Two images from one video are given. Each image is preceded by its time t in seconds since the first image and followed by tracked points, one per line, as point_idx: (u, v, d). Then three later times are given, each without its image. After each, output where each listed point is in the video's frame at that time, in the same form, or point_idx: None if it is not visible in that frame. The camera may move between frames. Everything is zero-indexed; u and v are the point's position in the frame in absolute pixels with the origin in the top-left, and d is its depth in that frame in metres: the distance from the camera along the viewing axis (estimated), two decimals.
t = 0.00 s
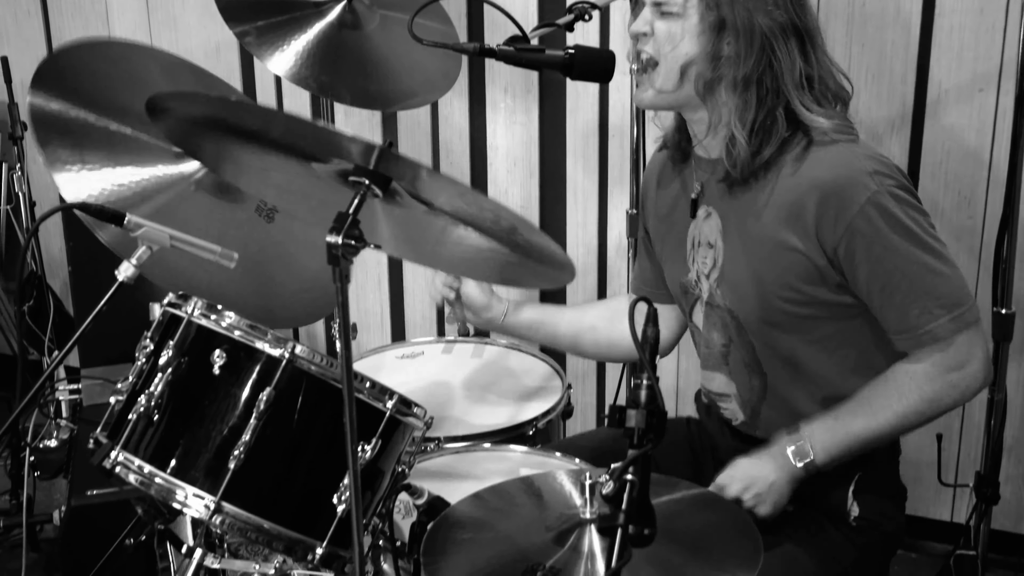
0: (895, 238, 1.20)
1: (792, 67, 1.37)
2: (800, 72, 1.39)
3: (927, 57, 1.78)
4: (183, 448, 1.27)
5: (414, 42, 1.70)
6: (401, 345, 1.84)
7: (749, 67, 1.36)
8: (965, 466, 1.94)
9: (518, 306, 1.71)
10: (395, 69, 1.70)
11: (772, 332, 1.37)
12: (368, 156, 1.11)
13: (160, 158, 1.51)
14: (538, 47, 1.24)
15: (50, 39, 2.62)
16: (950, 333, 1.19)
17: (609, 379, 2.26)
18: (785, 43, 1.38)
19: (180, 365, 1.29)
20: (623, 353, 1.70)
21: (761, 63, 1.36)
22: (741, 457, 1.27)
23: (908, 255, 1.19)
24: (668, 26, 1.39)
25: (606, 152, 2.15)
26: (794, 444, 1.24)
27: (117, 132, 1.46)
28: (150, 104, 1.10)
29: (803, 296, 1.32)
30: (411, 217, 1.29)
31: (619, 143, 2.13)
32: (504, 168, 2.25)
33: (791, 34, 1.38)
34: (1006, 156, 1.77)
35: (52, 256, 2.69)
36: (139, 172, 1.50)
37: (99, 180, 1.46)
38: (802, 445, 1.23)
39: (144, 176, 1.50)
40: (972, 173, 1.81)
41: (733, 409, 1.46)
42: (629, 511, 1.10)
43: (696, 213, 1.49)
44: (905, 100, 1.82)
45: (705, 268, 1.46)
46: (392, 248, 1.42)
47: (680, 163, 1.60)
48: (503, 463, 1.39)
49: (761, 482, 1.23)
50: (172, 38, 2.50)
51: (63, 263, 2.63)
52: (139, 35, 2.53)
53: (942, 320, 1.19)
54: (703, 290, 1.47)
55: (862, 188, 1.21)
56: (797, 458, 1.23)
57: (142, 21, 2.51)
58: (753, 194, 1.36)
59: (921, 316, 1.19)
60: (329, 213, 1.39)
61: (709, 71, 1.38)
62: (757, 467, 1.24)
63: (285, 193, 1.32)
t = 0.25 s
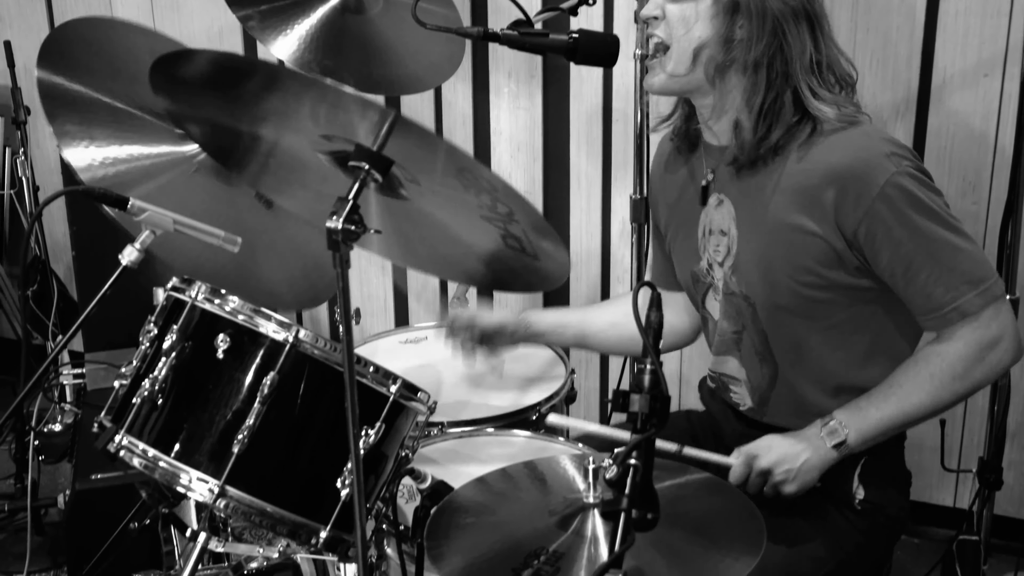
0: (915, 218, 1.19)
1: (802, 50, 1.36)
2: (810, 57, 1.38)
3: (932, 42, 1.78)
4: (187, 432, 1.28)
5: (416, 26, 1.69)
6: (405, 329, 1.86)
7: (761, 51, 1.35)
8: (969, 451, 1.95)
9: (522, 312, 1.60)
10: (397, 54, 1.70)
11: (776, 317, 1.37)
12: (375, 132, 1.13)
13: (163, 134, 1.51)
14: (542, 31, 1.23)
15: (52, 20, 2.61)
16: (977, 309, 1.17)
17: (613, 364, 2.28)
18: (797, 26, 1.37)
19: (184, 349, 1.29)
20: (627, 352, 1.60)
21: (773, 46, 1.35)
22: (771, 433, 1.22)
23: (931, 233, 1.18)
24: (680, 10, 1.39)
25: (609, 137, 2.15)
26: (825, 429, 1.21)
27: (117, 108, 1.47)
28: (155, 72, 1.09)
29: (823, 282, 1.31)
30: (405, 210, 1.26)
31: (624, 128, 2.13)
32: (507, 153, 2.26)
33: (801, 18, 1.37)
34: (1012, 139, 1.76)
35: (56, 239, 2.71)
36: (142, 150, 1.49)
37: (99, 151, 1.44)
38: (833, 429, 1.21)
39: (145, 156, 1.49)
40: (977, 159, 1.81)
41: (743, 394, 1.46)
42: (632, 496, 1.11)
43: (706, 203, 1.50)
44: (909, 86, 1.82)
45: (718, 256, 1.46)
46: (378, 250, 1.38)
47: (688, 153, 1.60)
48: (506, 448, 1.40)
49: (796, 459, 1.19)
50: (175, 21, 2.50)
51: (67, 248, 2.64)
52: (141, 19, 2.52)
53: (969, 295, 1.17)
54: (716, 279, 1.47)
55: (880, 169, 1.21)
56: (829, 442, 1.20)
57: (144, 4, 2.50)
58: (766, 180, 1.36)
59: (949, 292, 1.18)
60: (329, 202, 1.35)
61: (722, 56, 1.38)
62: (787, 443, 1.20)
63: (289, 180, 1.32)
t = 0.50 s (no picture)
0: (895, 201, 1.16)
1: (810, 33, 1.36)
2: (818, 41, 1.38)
3: (938, 24, 1.79)
4: (191, 415, 1.28)
5: (420, 9, 1.66)
6: (409, 314, 1.86)
7: (772, 33, 1.36)
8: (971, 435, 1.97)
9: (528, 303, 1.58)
10: (402, 38, 1.68)
11: (779, 302, 1.37)
12: (373, 119, 1.11)
13: (177, 143, 1.46)
14: (544, 14, 1.22)
15: (54, 10, 2.68)
16: (945, 306, 1.13)
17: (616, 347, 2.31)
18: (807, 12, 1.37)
19: (187, 333, 1.29)
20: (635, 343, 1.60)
21: (783, 28, 1.36)
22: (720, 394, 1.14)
23: (911, 217, 1.15)
24: None
25: (613, 120, 2.17)
26: (774, 393, 1.13)
27: (126, 118, 1.41)
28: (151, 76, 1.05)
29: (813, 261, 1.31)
30: (411, 189, 1.26)
31: (627, 112, 2.14)
32: (510, 136, 2.28)
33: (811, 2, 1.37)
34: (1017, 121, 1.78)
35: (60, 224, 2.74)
36: (158, 159, 1.45)
37: (110, 159, 1.41)
38: (782, 396, 1.13)
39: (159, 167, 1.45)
40: (981, 144, 1.82)
41: (740, 374, 1.47)
42: (635, 480, 1.10)
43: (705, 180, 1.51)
44: (914, 70, 1.83)
45: (716, 233, 1.47)
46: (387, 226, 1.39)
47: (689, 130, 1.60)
48: (509, 432, 1.39)
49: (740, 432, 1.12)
50: (177, 7, 2.52)
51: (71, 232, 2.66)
52: (144, 4, 2.56)
53: (938, 290, 1.13)
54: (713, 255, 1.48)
55: (866, 149, 1.19)
56: (772, 407, 1.12)
57: None
58: (762, 155, 1.37)
59: (919, 283, 1.14)
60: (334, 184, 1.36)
61: (735, 36, 1.38)
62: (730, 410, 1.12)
63: (291, 162, 1.29)
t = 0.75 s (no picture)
0: (910, 185, 1.16)
1: (821, 18, 1.35)
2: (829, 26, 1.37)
3: (943, 8, 1.79)
4: (194, 398, 1.28)
5: None
6: (410, 298, 1.85)
7: (782, 19, 1.35)
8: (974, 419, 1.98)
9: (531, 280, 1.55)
10: (405, 23, 1.67)
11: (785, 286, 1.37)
12: (379, 100, 1.10)
13: (170, 121, 1.42)
14: None
15: None
16: (959, 288, 1.13)
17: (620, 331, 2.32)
18: None
19: (190, 316, 1.29)
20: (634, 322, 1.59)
21: (794, 13, 1.35)
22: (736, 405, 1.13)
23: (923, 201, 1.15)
24: None
25: (616, 104, 2.17)
26: (793, 387, 1.10)
27: (125, 93, 1.38)
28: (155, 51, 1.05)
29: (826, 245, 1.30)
30: (417, 172, 1.26)
31: (630, 96, 2.14)
32: (514, 121, 2.28)
33: None
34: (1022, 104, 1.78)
35: (62, 207, 2.75)
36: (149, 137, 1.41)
37: (105, 135, 1.40)
38: (800, 390, 1.10)
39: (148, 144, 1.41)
40: (986, 128, 1.82)
41: (746, 359, 1.49)
42: (637, 461, 1.09)
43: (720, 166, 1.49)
44: (919, 54, 1.83)
45: (728, 219, 1.47)
46: (391, 210, 1.38)
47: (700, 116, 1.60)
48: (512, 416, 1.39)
49: (760, 438, 1.10)
50: None
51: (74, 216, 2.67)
52: None
53: (950, 274, 1.13)
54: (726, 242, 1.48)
55: (881, 134, 1.18)
56: (795, 407, 1.10)
57: None
58: (771, 141, 1.37)
59: (932, 268, 1.15)
60: (337, 166, 1.35)
61: (745, 20, 1.37)
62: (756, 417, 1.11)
63: (295, 146, 1.30)
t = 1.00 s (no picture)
0: (907, 159, 1.15)
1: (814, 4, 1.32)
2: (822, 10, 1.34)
3: None
4: (195, 379, 1.28)
5: None
6: (412, 280, 1.87)
7: (776, 6, 1.31)
8: (974, 400, 1.98)
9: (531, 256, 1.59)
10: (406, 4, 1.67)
11: (787, 268, 1.36)
12: (377, 83, 1.07)
13: (172, 100, 1.43)
14: None
15: None
16: (990, 238, 1.12)
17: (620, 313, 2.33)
18: None
19: (192, 298, 1.29)
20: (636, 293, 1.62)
21: None
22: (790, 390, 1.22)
23: (928, 168, 1.14)
24: None
25: (618, 85, 2.16)
26: (843, 366, 1.19)
27: (125, 71, 1.38)
28: (153, 33, 1.05)
29: (828, 224, 1.29)
30: (416, 155, 1.25)
31: (631, 78, 2.14)
32: (515, 103, 2.28)
33: None
34: None
35: (63, 189, 2.75)
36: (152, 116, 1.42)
37: (109, 116, 1.39)
38: (851, 365, 1.19)
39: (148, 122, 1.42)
40: (987, 111, 1.82)
41: (743, 343, 1.49)
42: (637, 444, 1.10)
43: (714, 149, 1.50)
44: (921, 36, 1.82)
45: (724, 202, 1.48)
46: (390, 193, 1.38)
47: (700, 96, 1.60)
48: (512, 397, 1.39)
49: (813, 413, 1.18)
50: None
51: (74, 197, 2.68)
52: None
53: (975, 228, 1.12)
54: (721, 224, 1.49)
55: (870, 112, 1.18)
56: (845, 380, 1.18)
57: None
58: (764, 128, 1.36)
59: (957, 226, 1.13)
60: (336, 149, 1.35)
61: (737, 10, 1.38)
62: (808, 399, 1.20)
63: (295, 128, 1.30)
